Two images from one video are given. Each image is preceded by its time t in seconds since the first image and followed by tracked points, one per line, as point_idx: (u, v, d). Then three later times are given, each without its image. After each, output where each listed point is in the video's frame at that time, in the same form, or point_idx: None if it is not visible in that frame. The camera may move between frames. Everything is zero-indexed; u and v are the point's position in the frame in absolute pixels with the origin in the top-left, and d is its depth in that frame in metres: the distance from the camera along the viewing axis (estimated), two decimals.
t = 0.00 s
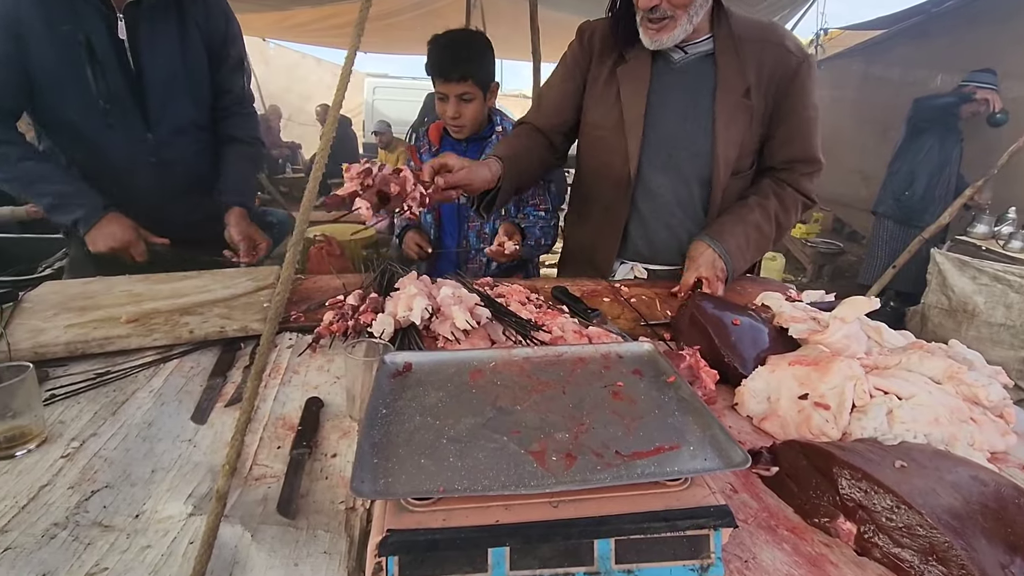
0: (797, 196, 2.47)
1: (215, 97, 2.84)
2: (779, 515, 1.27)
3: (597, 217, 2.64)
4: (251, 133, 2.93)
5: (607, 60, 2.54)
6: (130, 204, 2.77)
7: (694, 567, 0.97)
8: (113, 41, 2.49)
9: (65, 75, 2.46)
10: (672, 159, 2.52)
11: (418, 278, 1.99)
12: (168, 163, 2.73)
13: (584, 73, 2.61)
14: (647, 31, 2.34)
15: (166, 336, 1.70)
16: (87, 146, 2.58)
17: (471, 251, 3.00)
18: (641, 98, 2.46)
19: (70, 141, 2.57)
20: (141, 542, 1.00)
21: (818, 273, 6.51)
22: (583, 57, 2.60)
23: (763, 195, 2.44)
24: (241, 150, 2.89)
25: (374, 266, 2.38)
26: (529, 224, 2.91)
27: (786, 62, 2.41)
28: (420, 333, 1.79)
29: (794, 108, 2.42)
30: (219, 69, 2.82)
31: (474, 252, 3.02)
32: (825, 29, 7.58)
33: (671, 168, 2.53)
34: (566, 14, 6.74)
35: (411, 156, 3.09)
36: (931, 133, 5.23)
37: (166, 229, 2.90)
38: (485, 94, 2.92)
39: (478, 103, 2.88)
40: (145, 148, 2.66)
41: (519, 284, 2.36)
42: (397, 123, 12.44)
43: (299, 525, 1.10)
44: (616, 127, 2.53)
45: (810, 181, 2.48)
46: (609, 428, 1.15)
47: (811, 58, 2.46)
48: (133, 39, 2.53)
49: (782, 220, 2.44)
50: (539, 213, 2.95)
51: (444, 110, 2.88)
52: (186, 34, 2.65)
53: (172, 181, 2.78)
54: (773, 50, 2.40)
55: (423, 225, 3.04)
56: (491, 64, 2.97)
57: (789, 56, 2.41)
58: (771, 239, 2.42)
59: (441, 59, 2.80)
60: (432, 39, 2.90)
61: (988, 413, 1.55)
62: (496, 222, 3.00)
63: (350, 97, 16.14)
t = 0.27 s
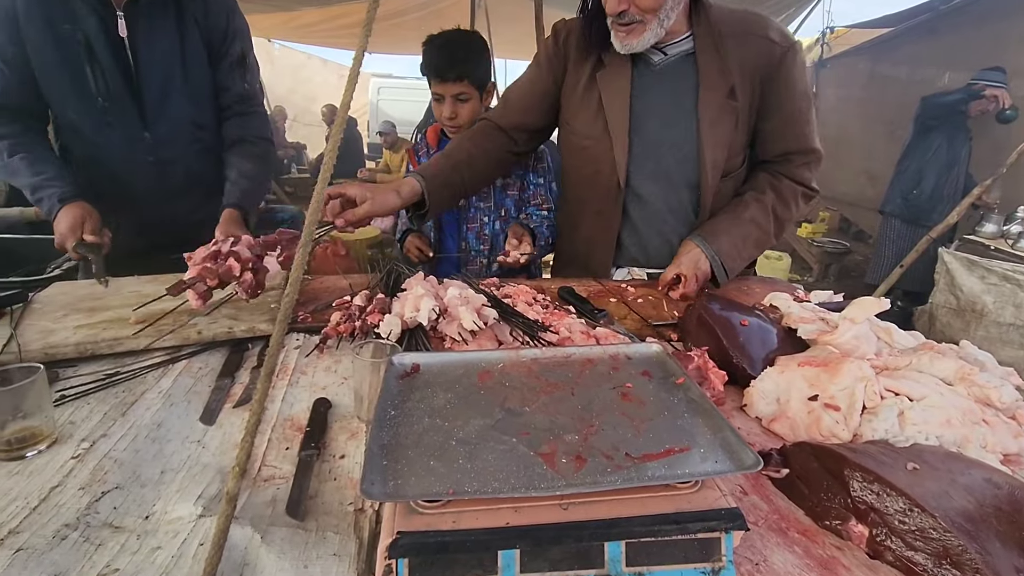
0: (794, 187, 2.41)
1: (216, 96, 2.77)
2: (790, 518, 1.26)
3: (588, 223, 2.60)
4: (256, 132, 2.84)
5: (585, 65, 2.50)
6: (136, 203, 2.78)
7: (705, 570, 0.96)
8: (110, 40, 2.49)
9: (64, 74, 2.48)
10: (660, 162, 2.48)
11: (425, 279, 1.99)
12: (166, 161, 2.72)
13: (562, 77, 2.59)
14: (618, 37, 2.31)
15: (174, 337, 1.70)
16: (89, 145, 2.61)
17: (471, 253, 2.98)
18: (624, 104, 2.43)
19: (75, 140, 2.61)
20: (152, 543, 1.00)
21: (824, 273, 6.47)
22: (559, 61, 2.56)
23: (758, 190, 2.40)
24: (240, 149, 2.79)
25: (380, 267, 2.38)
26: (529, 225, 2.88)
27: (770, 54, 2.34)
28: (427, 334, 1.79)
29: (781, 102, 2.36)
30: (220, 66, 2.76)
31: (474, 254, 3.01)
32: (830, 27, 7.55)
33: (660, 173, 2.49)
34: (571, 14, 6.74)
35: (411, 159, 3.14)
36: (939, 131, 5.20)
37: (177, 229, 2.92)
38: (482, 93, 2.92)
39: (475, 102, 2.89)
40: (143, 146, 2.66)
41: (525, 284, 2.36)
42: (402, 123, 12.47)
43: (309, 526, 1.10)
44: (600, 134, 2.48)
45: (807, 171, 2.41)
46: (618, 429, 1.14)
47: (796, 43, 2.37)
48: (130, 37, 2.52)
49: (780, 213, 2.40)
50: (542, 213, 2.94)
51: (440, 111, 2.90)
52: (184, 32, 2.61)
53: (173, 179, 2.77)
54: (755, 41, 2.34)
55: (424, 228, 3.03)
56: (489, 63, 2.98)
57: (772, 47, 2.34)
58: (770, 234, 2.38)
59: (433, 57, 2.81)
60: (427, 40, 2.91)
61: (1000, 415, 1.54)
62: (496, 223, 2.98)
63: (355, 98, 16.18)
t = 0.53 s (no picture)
0: (780, 178, 2.39)
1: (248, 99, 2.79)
2: (802, 520, 1.24)
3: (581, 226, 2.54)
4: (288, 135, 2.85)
5: (562, 71, 2.44)
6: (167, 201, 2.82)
7: (716, 572, 0.95)
8: (148, 42, 2.54)
9: (102, 76, 2.53)
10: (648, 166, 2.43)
11: (431, 278, 1.98)
12: (197, 162, 2.76)
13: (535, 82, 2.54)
14: (597, 46, 2.30)
15: (180, 337, 1.71)
16: (122, 144, 2.66)
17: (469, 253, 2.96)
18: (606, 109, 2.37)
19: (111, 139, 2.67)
20: (160, 543, 1.00)
21: (832, 272, 6.41)
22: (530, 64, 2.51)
23: (745, 184, 2.39)
24: (268, 153, 2.79)
25: (386, 266, 2.38)
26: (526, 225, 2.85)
27: (750, 45, 2.29)
28: (434, 334, 1.77)
29: (763, 95, 2.32)
30: (254, 70, 2.78)
31: (471, 254, 3.00)
32: (837, 26, 7.49)
33: (646, 176, 2.44)
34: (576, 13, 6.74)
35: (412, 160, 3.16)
36: (950, 129, 5.15)
37: (206, 230, 2.95)
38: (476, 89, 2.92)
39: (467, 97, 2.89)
40: (174, 147, 2.70)
41: (531, 284, 2.35)
42: (407, 123, 12.49)
43: (316, 527, 1.09)
44: (584, 141, 2.42)
45: (794, 160, 2.38)
46: (628, 430, 1.13)
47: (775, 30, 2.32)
48: (168, 40, 2.56)
49: (768, 205, 2.38)
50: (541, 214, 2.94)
51: (433, 107, 2.92)
52: (220, 36, 2.64)
53: (201, 180, 2.80)
54: (731, 34, 2.29)
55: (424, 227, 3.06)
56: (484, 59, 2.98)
57: (751, 39, 2.28)
58: (760, 227, 2.37)
59: (425, 55, 2.84)
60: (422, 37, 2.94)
61: (1015, 416, 1.51)
62: (494, 222, 2.96)
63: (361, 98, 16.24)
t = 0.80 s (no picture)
0: (784, 174, 2.37)
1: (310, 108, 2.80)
2: (815, 524, 1.22)
3: (585, 226, 2.51)
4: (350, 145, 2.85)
5: (562, 77, 2.43)
6: (224, 205, 2.79)
7: None
8: (222, 49, 2.55)
9: (172, 80, 2.55)
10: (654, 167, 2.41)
11: (437, 279, 1.98)
12: (256, 168, 2.74)
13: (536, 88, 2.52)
14: (608, 51, 2.27)
15: (185, 338, 1.70)
16: (185, 144, 2.66)
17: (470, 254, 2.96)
18: (609, 112, 2.36)
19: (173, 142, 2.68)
20: (165, 545, 0.99)
21: (840, 272, 6.34)
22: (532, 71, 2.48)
23: (751, 181, 2.36)
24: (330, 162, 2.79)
25: (392, 266, 2.37)
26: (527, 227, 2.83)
27: (753, 42, 2.27)
28: (440, 334, 1.76)
29: (769, 92, 2.30)
30: (319, 80, 2.79)
31: (471, 254, 3.02)
32: (846, 23, 7.42)
33: (651, 178, 2.42)
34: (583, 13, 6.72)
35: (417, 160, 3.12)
36: (962, 127, 5.09)
37: (259, 235, 2.92)
38: (478, 87, 2.89)
39: (469, 94, 2.86)
40: (236, 152, 2.68)
41: (537, 284, 2.33)
42: (414, 124, 12.52)
43: (322, 529, 1.08)
44: (586, 146, 2.41)
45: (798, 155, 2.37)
46: (637, 432, 1.11)
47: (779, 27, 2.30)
48: (241, 48, 2.57)
49: (773, 201, 2.35)
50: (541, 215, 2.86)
51: (436, 105, 2.90)
52: (289, 46, 2.65)
53: (257, 185, 2.78)
54: (735, 30, 2.27)
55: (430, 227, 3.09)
56: (489, 60, 2.96)
57: (755, 36, 2.26)
58: (765, 224, 2.34)
59: (428, 54, 2.85)
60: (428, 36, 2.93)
61: None
62: (495, 222, 2.97)
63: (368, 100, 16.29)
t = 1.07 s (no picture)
0: (813, 186, 2.32)
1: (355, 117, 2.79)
2: (836, 539, 1.18)
3: (599, 227, 2.50)
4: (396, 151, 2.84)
5: (597, 65, 2.38)
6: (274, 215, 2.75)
7: None
8: (270, 61, 2.53)
9: (222, 93, 2.52)
10: (675, 170, 2.37)
11: (447, 282, 1.96)
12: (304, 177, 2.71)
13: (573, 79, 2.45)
14: (638, 37, 2.22)
15: (193, 343, 1.69)
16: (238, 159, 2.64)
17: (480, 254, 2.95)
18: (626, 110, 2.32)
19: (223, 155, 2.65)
20: (170, 557, 0.97)
21: (851, 273, 6.26)
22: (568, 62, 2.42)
23: (778, 189, 2.30)
24: (371, 162, 2.79)
25: (401, 270, 2.35)
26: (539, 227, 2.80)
27: (793, 50, 2.23)
28: (449, 339, 1.74)
29: (807, 101, 2.27)
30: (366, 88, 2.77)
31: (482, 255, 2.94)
32: (858, 21, 7.33)
33: (672, 179, 2.38)
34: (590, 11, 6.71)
35: (427, 161, 3.09)
36: (978, 126, 5.00)
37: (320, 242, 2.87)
38: (489, 88, 2.87)
39: (480, 96, 2.84)
40: (283, 163, 2.65)
41: (546, 288, 2.31)
42: (421, 125, 12.54)
43: (330, 542, 1.06)
44: (611, 139, 2.37)
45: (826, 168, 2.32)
46: (652, 443, 1.08)
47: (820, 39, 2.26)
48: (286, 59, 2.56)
49: (799, 214, 2.30)
50: (553, 216, 2.86)
51: (447, 107, 2.87)
52: (334, 57, 2.63)
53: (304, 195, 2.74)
54: (776, 36, 2.22)
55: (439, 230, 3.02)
56: (501, 64, 2.95)
57: (795, 44, 2.22)
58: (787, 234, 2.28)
59: (439, 56, 2.85)
60: (439, 37, 2.93)
61: None
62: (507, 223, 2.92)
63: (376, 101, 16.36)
